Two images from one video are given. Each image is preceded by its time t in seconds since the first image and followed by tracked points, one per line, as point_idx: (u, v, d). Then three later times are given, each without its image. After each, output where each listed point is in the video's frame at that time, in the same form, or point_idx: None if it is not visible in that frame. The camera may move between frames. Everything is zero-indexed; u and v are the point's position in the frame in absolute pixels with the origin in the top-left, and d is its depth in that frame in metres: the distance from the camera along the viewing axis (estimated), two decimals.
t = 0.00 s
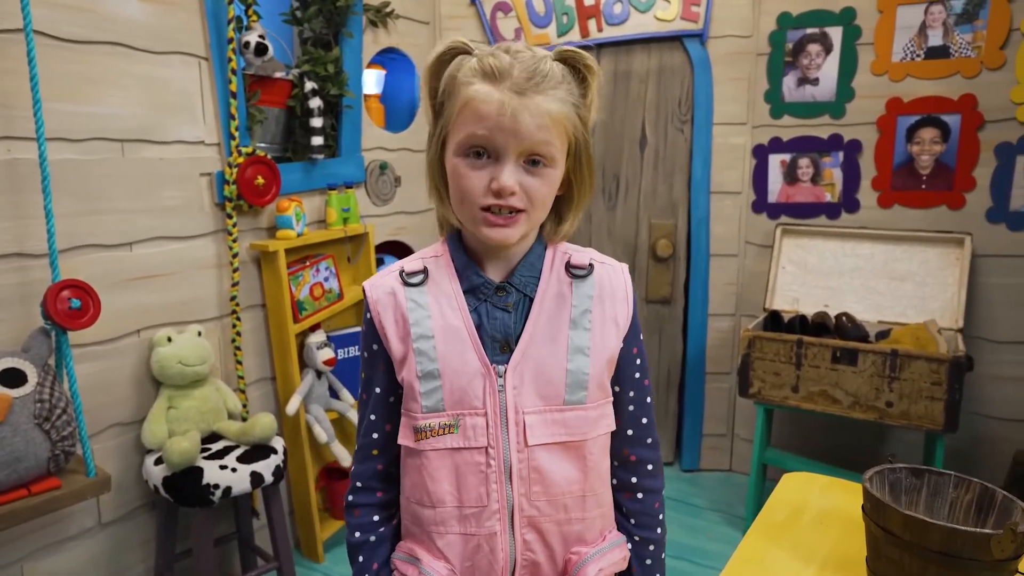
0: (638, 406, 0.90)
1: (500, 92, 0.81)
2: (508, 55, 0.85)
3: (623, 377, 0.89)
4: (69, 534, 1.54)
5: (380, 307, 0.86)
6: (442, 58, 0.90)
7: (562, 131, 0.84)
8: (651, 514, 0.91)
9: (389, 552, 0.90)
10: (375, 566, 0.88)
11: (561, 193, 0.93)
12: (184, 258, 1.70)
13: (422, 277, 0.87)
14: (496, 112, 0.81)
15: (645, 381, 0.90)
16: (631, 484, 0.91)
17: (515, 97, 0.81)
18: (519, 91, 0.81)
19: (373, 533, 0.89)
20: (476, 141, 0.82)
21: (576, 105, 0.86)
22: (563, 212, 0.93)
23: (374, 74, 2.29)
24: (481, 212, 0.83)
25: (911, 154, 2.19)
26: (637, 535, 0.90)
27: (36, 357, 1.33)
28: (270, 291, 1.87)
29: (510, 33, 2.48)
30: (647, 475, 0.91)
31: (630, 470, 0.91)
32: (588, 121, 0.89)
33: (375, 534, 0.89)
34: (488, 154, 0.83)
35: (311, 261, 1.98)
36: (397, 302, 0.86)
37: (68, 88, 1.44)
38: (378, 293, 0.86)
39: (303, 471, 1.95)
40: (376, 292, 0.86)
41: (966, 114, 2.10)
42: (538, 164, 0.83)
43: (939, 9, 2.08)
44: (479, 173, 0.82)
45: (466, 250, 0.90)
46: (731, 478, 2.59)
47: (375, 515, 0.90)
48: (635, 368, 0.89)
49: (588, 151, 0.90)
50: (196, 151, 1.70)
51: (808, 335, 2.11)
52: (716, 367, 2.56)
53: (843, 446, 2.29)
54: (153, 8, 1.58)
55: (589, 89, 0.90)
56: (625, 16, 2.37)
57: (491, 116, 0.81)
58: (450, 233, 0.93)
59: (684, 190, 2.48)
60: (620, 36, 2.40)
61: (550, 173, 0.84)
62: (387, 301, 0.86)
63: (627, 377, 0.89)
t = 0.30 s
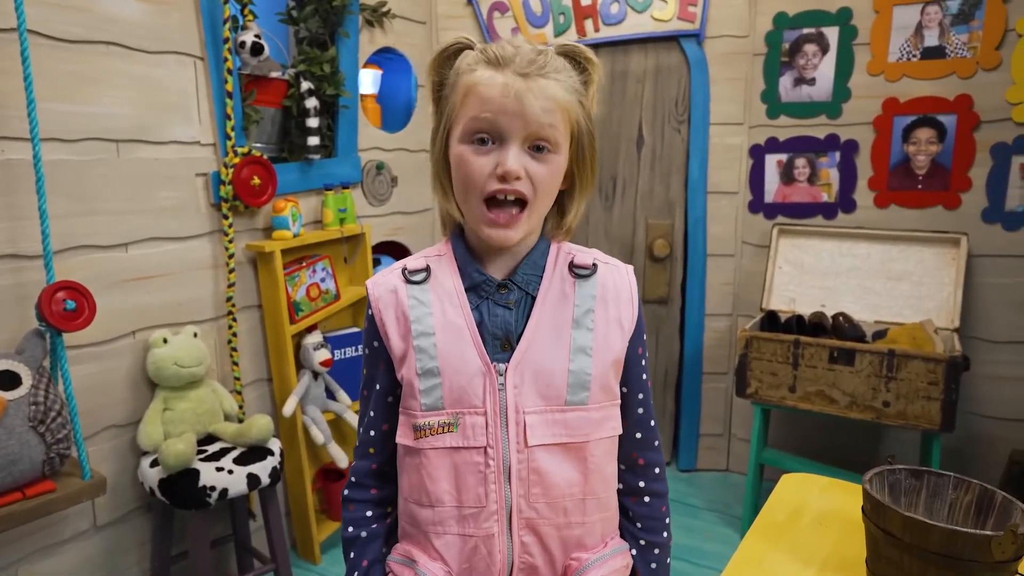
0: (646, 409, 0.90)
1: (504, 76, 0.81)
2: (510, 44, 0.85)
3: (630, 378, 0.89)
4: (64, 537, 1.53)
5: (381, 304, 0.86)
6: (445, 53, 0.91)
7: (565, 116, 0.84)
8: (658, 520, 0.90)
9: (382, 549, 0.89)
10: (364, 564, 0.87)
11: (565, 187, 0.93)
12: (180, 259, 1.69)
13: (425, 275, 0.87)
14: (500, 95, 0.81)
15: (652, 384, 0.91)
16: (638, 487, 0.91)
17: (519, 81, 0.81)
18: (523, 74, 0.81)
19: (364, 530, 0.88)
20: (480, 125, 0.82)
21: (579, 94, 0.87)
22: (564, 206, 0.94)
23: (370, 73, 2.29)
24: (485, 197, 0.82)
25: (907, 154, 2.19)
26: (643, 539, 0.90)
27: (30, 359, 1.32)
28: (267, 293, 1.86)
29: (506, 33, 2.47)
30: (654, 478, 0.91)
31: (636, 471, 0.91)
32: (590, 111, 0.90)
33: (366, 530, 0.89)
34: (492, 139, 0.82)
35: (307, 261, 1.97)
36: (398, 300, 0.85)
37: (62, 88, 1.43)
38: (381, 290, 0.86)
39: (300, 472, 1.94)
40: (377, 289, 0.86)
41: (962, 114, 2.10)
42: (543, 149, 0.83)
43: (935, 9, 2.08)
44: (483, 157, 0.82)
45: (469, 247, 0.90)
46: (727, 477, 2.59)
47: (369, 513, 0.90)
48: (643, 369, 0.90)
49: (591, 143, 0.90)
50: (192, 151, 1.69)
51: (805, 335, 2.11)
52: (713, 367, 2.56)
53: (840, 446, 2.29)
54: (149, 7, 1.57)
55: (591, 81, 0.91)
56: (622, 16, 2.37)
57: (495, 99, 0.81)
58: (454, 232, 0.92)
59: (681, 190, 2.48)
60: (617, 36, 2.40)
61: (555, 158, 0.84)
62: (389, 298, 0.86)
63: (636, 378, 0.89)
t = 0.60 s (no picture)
0: (645, 411, 0.90)
1: (497, 95, 0.81)
2: (507, 57, 0.84)
3: (630, 381, 0.88)
4: (60, 539, 1.52)
5: (381, 308, 0.85)
6: (442, 59, 0.89)
7: (562, 133, 0.83)
8: (655, 521, 0.90)
9: (391, 553, 0.89)
10: (378, 566, 0.87)
11: (567, 195, 0.93)
12: (176, 259, 1.68)
13: (425, 279, 0.87)
14: (493, 116, 0.80)
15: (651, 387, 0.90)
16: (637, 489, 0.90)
17: (512, 101, 0.80)
18: (517, 94, 0.81)
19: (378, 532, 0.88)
20: (474, 145, 0.82)
21: (578, 106, 0.86)
22: (568, 215, 0.93)
23: (367, 73, 2.28)
24: (480, 218, 0.83)
25: (904, 153, 2.20)
26: (641, 540, 0.90)
27: (25, 360, 1.31)
28: (264, 292, 1.85)
29: (504, 31, 2.46)
30: (653, 481, 0.90)
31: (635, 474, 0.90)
32: (591, 121, 0.88)
33: (377, 534, 0.88)
34: (487, 159, 0.82)
35: (304, 261, 1.97)
36: (398, 303, 0.85)
37: (58, 87, 1.42)
38: (381, 293, 0.86)
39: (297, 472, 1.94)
40: (378, 292, 0.86)
41: (959, 114, 2.11)
42: (539, 168, 0.83)
43: (932, 9, 2.09)
44: (477, 179, 0.82)
45: (470, 253, 0.89)
46: (725, 477, 2.59)
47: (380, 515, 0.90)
48: (643, 373, 0.89)
49: (592, 152, 0.89)
50: (188, 151, 1.68)
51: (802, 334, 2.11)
52: (711, 366, 2.56)
53: (838, 445, 2.30)
54: (145, 6, 1.56)
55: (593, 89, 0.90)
56: (620, 15, 2.37)
57: (488, 120, 0.80)
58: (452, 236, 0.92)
59: (678, 190, 2.48)
60: (615, 35, 2.39)
61: (551, 177, 0.84)
62: (389, 301, 0.86)
63: (636, 381, 0.88)
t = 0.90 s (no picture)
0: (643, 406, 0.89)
1: (500, 89, 0.80)
2: (510, 51, 0.83)
3: (628, 376, 0.88)
4: (55, 536, 1.52)
5: (377, 303, 0.85)
6: (445, 52, 0.89)
7: (564, 130, 0.83)
8: (653, 514, 0.90)
9: (384, 551, 0.89)
10: (369, 565, 0.87)
11: (567, 192, 0.93)
12: (171, 255, 1.67)
13: (421, 273, 0.86)
14: (495, 110, 0.79)
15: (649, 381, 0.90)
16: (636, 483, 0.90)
17: (515, 96, 0.80)
18: (520, 89, 0.80)
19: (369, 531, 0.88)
20: (475, 139, 0.81)
21: (581, 102, 0.85)
22: (568, 212, 0.93)
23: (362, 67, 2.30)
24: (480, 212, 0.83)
25: (900, 149, 2.20)
26: (641, 534, 0.89)
27: (18, 358, 1.30)
28: (259, 289, 1.84)
29: (500, 26, 2.45)
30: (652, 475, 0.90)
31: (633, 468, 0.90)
32: (594, 118, 0.88)
33: (369, 533, 0.88)
34: (488, 152, 0.82)
35: (299, 257, 1.96)
36: (394, 298, 0.84)
37: (50, 82, 1.41)
38: (376, 288, 0.85)
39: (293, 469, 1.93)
40: (373, 287, 0.85)
41: (954, 110, 2.11)
42: (540, 164, 0.82)
43: (928, 4, 2.08)
44: (478, 172, 0.82)
45: (468, 247, 0.89)
46: (721, 472, 2.60)
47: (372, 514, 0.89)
48: (640, 368, 0.89)
49: (593, 149, 0.89)
50: (182, 146, 1.67)
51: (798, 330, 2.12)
52: (707, 362, 2.56)
53: (834, 440, 2.30)
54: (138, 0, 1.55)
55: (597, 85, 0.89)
56: (616, 10, 2.36)
57: (490, 114, 0.80)
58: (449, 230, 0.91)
59: (674, 185, 2.48)
60: (611, 30, 2.38)
61: (552, 173, 0.83)
62: (384, 296, 0.85)
63: (634, 376, 0.88)
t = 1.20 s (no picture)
0: (638, 411, 0.89)
1: (494, 74, 0.80)
2: (502, 39, 0.84)
3: (623, 382, 0.88)
4: (51, 537, 1.51)
5: (372, 315, 0.83)
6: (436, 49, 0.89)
7: (560, 115, 0.83)
8: (644, 519, 0.90)
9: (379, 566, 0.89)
10: None
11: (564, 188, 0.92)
12: (167, 255, 1.67)
13: (416, 281, 0.85)
14: (491, 94, 0.79)
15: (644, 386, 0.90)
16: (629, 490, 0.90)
17: (510, 78, 0.80)
18: (514, 71, 0.80)
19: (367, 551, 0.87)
20: (471, 127, 0.81)
21: (575, 90, 0.85)
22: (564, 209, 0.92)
23: (360, 67, 2.30)
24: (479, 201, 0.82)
25: (898, 148, 2.19)
26: (631, 539, 0.90)
27: (14, 358, 1.30)
28: (256, 289, 1.84)
29: (497, 26, 2.45)
30: (643, 479, 0.90)
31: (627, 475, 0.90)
32: (587, 108, 0.88)
33: (367, 550, 0.88)
34: (484, 140, 0.81)
35: (297, 257, 1.96)
36: (390, 309, 0.83)
37: (45, 81, 1.41)
38: (371, 299, 0.83)
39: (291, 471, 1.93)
40: (367, 298, 0.83)
41: (953, 109, 2.11)
42: (537, 150, 0.82)
43: (927, 2, 2.08)
44: (475, 159, 0.81)
45: (461, 251, 0.88)
46: (720, 472, 2.60)
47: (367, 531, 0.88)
48: (636, 373, 0.89)
49: (588, 141, 0.89)
50: (179, 146, 1.66)
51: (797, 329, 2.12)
52: (706, 361, 2.56)
53: (833, 440, 2.30)
54: None
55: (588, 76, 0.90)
56: (614, 9, 2.35)
57: (485, 98, 0.80)
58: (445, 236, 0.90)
59: (673, 185, 2.47)
60: (610, 29, 2.37)
61: (549, 159, 0.83)
62: (379, 307, 0.83)
63: (627, 382, 0.88)
